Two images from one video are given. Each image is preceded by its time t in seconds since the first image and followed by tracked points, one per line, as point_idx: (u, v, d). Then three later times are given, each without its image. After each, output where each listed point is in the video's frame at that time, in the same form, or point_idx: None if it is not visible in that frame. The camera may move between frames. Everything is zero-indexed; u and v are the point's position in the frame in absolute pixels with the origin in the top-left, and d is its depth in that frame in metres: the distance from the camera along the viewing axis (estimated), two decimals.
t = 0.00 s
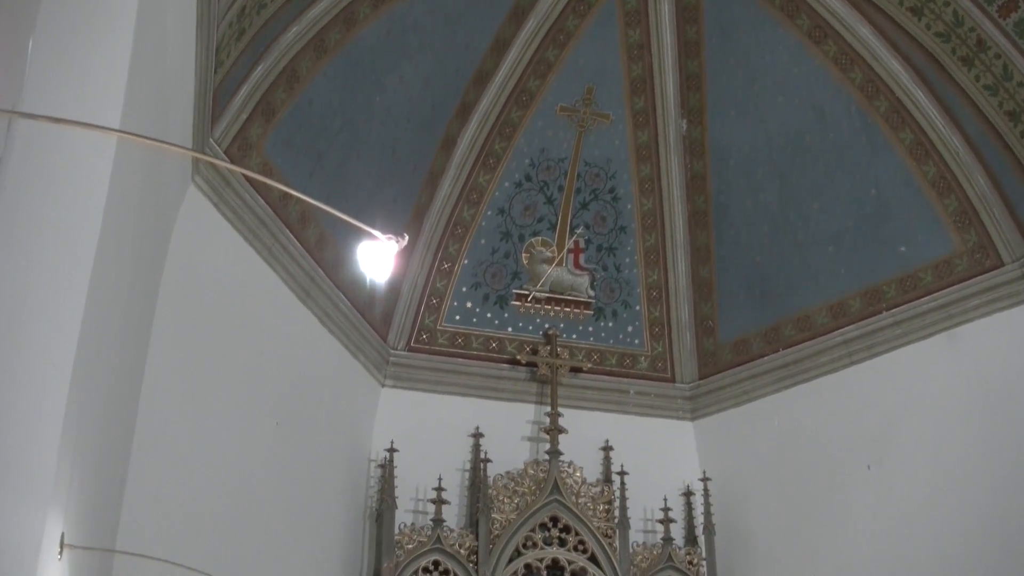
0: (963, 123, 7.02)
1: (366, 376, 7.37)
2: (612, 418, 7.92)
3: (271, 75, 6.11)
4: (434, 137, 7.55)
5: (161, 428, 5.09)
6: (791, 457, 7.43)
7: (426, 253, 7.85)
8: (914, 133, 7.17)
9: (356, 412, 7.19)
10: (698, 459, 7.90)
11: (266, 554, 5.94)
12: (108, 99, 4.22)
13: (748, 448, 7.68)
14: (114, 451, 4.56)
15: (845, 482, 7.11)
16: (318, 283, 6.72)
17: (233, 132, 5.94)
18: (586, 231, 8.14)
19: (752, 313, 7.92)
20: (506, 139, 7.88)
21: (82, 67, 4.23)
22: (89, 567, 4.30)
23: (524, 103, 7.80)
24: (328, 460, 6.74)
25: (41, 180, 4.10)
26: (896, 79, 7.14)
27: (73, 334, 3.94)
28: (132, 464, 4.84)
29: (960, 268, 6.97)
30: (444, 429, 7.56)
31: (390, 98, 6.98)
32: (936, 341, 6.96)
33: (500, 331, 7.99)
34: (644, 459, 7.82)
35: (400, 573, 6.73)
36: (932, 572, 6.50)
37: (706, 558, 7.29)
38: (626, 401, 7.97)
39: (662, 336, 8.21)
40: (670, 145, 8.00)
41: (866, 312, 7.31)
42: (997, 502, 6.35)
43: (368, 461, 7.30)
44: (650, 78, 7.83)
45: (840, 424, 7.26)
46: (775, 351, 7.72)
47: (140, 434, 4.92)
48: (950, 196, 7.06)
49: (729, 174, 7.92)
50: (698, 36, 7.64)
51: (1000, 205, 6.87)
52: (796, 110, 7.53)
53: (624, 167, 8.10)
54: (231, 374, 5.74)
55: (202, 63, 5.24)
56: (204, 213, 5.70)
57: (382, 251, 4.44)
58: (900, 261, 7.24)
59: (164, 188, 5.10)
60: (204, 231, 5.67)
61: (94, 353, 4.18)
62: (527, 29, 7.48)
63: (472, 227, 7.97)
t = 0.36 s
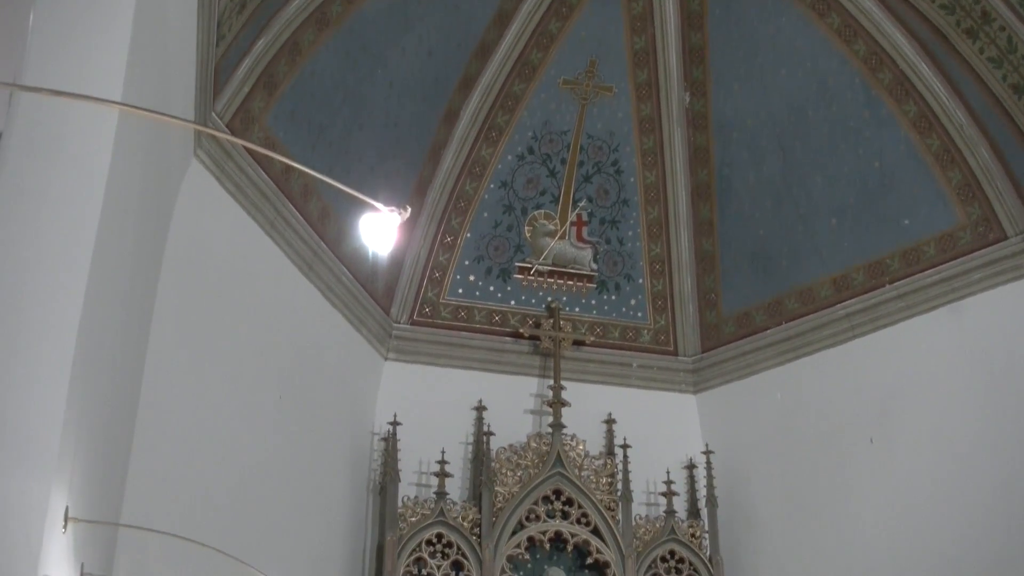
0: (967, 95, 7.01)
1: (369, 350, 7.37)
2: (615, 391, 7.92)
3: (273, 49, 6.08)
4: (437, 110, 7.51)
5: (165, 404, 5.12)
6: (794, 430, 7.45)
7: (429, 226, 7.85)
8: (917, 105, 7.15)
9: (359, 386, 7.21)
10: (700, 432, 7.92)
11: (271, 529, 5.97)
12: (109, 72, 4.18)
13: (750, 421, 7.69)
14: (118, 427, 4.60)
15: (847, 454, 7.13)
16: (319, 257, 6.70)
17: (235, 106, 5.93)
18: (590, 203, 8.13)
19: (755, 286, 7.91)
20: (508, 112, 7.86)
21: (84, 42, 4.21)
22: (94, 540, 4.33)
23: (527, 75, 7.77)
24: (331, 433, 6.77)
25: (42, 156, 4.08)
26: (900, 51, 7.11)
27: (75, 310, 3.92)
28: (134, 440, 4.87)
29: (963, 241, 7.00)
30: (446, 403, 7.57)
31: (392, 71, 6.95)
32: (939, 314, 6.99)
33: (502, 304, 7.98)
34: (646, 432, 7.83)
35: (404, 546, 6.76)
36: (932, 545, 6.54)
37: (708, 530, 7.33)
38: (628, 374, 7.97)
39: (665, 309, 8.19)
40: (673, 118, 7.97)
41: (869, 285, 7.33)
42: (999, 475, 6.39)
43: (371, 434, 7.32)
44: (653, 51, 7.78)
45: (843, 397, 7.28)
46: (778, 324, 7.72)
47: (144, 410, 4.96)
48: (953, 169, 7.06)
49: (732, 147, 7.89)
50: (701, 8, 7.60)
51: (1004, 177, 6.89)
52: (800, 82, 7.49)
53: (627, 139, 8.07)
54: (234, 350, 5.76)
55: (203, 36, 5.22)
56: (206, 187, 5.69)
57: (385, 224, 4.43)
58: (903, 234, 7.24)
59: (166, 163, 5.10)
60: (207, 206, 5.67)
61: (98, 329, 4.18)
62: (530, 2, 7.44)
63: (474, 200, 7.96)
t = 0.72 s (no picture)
0: (969, 69, 7.00)
1: (369, 324, 7.38)
2: (615, 364, 7.93)
3: (273, 21, 6.05)
4: (437, 83, 7.48)
5: (166, 380, 5.14)
6: (794, 403, 7.48)
7: (429, 200, 7.84)
8: (919, 79, 7.14)
9: (360, 359, 7.22)
10: (700, 405, 7.92)
11: (273, 502, 6.01)
12: (107, 47, 4.17)
13: (750, 395, 7.70)
14: (118, 403, 4.62)
15: (846, 427, 7.17)
16: (319, 230, 6.69)
17: (236, 79, 5.93)
18: (590, 177, 8.11)
19: (755, 260, 7.90)
20: (509, 86, 7.82)
21: (83, 16, 4.19)
22: (96, 515, 4.36)
23: (527, 48, 7.74)
24: (332, 406, 6.80)
25: (40, 131, 4.06)
26: (900, 25, 7.09)
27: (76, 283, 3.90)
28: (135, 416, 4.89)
29: (965, 216, 7.02)
30: (447, 376, 7.59)
31: (393, 44, 6.92)
32: (940, 288, 7.02)
33: (503, 278, 7.98)
34: (646, 405, 7.84)
35: (404, 519, 6.81)
36: (932, 520, 6.61)
37: (708, 503, 7.36)
38: (629, 347, 7.98)
39: (665, 283, 8.18)
40: (674, 92, 7.95)
41: (870, 259, 7.35)
42: (997, 450, 6.46)
43: (372, 407, 7.34)
44: (654, 24, 7.75)
45: (843, 370, 7.30)
46: (778, 298, 7.72)
47: (145, 386, 4.98)
48: (954, 143, 7.08)
49: (733, 121, 7.86)
50: None
51: (1005, 151, 6.92)
52: (801, 55, 7.46)
53: (628, 113, 8.04)
54: (235, 325, 5.77)
55: (203, 9, 5.21)
56: (206, 160, 5.69)
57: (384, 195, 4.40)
58: (904, 208, 7.26)
59: (166, 136, 5.10)
60: (208, 182, 5.68)
61: (98, 303, 4.19)
62: None
63: (475, 174, 7.94)
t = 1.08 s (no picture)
0: (971, 39, 6.99)
1: (370, 295, 7.38)
2: (616, 335, 7.93)
3: None
4: (438, 53, 7.44)
5: (167, 352, 5.15)
6: (795, 374, 7.49)
7: (430, 170, 7.82)
8: (921, 50, 7.14)
9: (360, 329, 7.22)
10: (701, 376, 7.93)
11: (275, 473, 6.03)
12: (107, 18, 4.14)
13: (751, 366, 7.71)
14: (119, 376, 4.63)
15: (846, 397, 7.19)
16: (319, 201, 6.67)
17: (235, 49, 5.90)
18: (591, 147, 8.08)
19: (756, 231, 7.89)
20: (510, 56, 7.78)
21: None
22: (97, 488, 4.36)
23: (528, 19, 7.70)
24: (333, 376, 6.81)
25: (44, 99, 4.00)
26: None
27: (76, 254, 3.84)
28: (136, 388, 4.90)
29: (966, 186, 7.04)
30: (449, 347, 7.60)
31: (393, 13, 6.88)
32: (942, 259, 7.04)
33: (504, 248, 7.97)
34: (647, 376, 7.84)
35: (406, 489, 6.84)
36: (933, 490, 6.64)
37: (708, 474, 7.38)
38: (630, 318, 7.97)
39: (666, 254, 8.17)
40: (675, 62, 7.91)
41: (872, 230, 7.35)
42: (996, 422, 6.52)
43: (373, 378, 7.36)
44: None
45: (845, 341, 7.32)
46: (780, 269, 7.72)
47: (147, 358, 4.99)
48: (956, 114, 7.08)
49: (734, 91, 7.82)
50: None
51: (1005, 123, 6.93)
52: (804, 25, 7.42)
53: (629, 83, 8.01)
54: (236, 296, 5.77)
55: None
56: (206, 131, 5.67)
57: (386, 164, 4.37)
58: (906, 178, 7.26)
59: (167, 106, 5.08)
60: (209, 153, 5.66)
61: (99, 277, 4.17)
62: None
63: (475, 144, 7.92)
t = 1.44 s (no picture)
0: (975, 9, 6.97)
1: (371, 266, 7.38)
2: (617, 305, 7.93)
3: None
4: (439, 23, 7.39)
5: (168, 324, 5.16)
6: (796, 345, 7.49)
7: (431, 140, 7.79)
8: (925, 20, 7.14)
9: (361, 300, 7.22)
10: (703, 347, 7.93)
11: (277, 444, 6.06)
12: None
13: (753, 336, 7.72)
14: (120, 348, 4.64)
15: (847, 368, 7.20)
16: (321, 171, 6.66)
17: (235, 20, 5.86)
18: (592, 118, 8.05)
19: (758, 201, 7.87)
20: (511, 26, 7.75)
21: None
22: (98, 461, 4.37)
23: None
24: (334, 347, 6.82)
25: (48, 67, 3.91)
26: None
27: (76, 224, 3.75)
28: (138, 360, 4.91)
29: (969, 157, 7.06)
30: (450, 318, 7.60)
31: None
32: (943, 230, 7.05)
33: (505, 219, 7.95)
34: (648, 347, 7.85)
35: (407, 460, 6.88)
36: (934, 461, 6.67)
37: (709, 444, 7.40)
38: (631, 289, 7.97)
39: (668, 224, 8.16)
40: (677, 31, 7.87)
41: (874, 200, 7.35)
42: (997, 392, 6.55)
43: (375, 349, 7.37)
44: None
45: (846, 312, 7.32)
46: (781, 240, 7.71)
47: (148, 330, 5.00)
48: (959, 85, 7.08)
49: (737, 61, 7.78)
50: None
51: (1011, 94, 6.94)
52: None
53: (631, 53, 7.96)
54: (237, 268, 5.77)
55: None
56: (206, 101, 5.65)
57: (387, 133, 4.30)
58: (908, 149, 7.27)
59: (167, 77, 5.06)
60: (209, 125, 5.64)
61: (100, 250, 4.15)
62: None
63: (476, 114, 7.89)
